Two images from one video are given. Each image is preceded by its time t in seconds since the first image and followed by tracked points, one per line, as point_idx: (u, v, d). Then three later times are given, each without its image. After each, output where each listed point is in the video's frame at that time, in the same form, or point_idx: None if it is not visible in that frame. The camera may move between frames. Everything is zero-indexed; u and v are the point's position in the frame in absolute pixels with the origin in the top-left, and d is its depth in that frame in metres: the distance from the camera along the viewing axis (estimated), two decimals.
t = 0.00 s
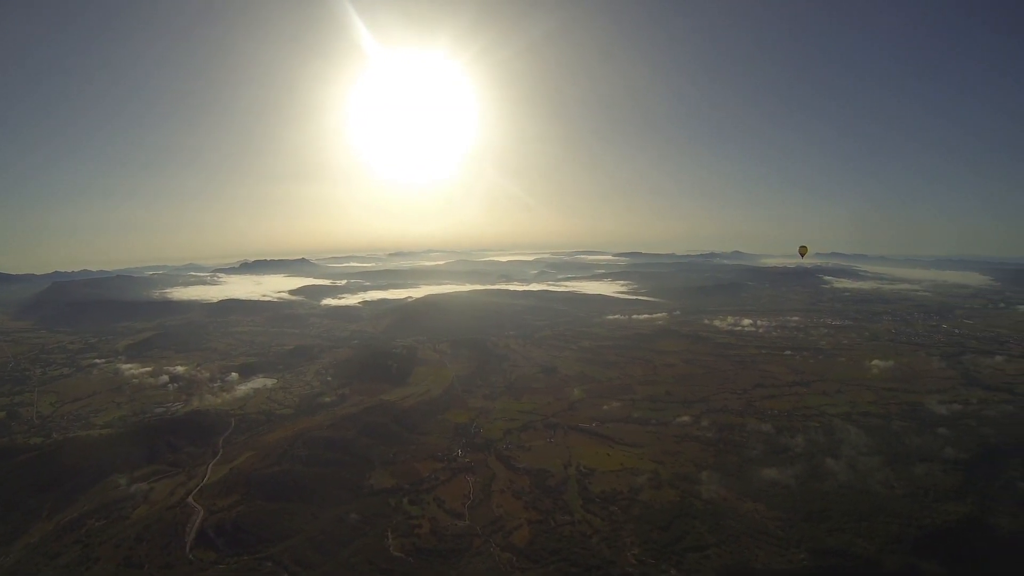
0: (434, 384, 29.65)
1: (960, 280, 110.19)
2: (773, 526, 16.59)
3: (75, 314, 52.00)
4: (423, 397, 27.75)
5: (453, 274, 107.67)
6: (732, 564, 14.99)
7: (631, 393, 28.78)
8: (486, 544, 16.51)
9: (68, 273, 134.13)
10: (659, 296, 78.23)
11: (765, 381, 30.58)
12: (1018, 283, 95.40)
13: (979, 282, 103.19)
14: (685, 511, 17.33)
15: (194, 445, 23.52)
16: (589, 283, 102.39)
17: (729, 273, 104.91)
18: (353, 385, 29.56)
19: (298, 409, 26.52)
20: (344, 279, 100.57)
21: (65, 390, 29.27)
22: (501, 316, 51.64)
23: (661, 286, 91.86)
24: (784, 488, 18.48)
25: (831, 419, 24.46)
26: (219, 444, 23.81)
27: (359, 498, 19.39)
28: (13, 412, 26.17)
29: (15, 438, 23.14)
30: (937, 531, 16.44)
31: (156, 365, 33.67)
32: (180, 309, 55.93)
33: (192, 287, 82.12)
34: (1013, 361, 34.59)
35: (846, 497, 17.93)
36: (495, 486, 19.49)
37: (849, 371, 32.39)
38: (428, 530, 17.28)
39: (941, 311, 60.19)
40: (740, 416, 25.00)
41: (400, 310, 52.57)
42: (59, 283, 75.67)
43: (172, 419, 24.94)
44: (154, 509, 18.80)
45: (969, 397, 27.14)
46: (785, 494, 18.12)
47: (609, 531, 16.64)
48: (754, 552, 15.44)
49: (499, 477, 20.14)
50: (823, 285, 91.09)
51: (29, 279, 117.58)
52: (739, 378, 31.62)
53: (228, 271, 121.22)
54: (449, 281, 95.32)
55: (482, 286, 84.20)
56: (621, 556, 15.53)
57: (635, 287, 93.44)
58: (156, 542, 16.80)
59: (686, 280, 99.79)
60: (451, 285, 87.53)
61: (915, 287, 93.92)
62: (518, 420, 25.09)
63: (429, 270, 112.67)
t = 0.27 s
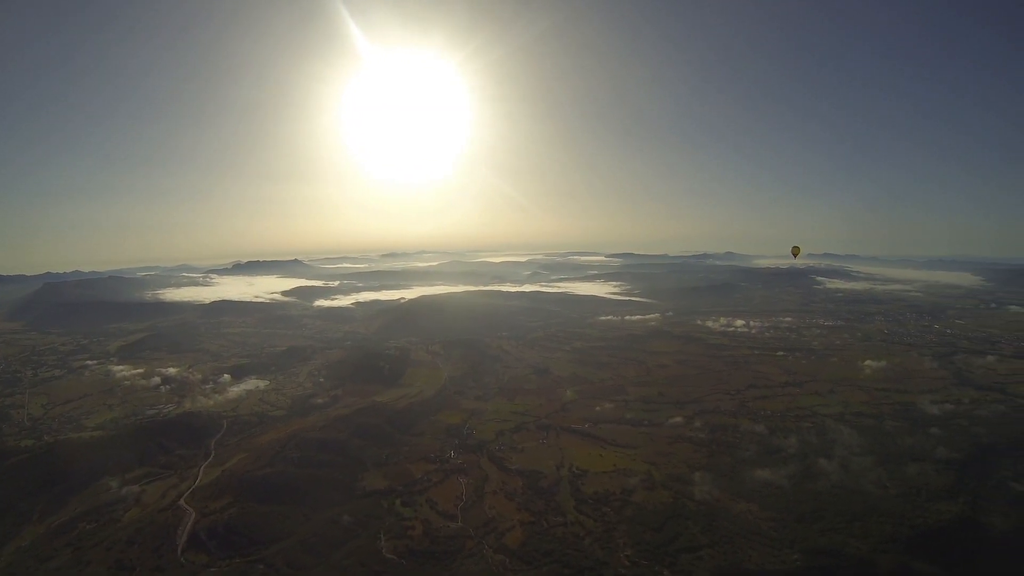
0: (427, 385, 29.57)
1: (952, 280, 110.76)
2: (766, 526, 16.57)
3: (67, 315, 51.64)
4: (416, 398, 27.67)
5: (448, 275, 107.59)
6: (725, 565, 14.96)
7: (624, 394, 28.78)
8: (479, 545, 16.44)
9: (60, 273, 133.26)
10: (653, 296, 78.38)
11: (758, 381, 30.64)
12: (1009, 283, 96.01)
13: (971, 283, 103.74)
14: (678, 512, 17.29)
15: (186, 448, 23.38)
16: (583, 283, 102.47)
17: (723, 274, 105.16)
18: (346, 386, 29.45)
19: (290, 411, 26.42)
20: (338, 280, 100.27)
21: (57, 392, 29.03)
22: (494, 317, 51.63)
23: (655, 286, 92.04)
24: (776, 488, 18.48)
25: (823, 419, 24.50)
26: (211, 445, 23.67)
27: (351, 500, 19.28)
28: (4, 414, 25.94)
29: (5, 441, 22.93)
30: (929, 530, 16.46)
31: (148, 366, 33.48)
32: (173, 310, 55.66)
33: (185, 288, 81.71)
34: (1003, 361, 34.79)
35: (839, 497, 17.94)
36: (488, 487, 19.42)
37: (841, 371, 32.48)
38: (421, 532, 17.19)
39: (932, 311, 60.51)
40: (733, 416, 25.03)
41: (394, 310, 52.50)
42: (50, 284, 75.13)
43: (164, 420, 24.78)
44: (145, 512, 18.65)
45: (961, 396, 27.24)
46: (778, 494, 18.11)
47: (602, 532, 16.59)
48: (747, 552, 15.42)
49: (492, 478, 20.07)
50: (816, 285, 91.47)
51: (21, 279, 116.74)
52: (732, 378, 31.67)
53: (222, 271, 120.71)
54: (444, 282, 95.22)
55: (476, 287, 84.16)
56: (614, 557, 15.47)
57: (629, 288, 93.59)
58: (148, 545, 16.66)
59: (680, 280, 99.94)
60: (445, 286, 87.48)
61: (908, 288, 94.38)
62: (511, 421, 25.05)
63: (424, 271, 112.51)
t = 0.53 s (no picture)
0: (423, 384, 29.51)
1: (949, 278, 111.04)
2: (763, 525, 16.56)
3: (63, 315, 51.44)
4: (413, 397, 27.61)
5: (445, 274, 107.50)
6: (722, 564, 14.95)
7: (621, 393, 28.76)
8: (475, 545, 16.40)
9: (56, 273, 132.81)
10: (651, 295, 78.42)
11: (754, 380, 30.65)
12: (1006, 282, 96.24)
13: (968, 281, 103.91)
14: (675, 511, 17.27)
15: (182, 448, 23.31)
16: (581, 282, 102.49)
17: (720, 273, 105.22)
18: (342, 386, 29.39)
19: (287, 410, 26.36)
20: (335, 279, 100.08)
21: (53, 393, 28.91)
22: (491, 316, 51.60)
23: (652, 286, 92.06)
24: (773, 487, 18.47)
25: (820, 417, 24.51)
26: (208, 446, 23.61)
27: (348, 500, 19.24)
28: None
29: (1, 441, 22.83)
30: (926, 528, 16.47)
31: (145, 366, 33.39)
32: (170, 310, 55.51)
33: (182, 288, 81.50)
34: (999, 359, 34.87)
35: (836, 496, 17.93)
36: (484, 487, 19.38)
37: (838, 369, 32.50)
38: (417, 531, 17.15)
39: (929, 310, 60.61)
40: (730, 415, 25.03)
41: (390, 309, 52.42)
42: (46, 285, 74.86)
43: (161, 421, 24.70)
44: (142, 513, 18.58)
45: (957, 394, 27.27)
46: (775, 493, 18.10)
47: (599, 532, 16.56)
48: (744, 551, 15.40)
49: (489, 477, 20.02)
50: (813, 284, 91.61)
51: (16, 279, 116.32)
52: (729, 376, 31.69)
53: (219, 271, 120.44)
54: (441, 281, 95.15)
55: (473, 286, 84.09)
56: (611, 557, 15.45)
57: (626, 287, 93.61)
58: (145, 545, 16.60)
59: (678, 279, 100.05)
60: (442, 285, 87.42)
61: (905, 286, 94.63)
62: (508, 420, 25.01)
63: (422, 270, 112.41)
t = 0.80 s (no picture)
0: (417, 383, 29.43)
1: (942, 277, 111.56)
2: (757, 523, 16.55)
3: (55, 316, 51.09)
4: (406, 396, 27.51)
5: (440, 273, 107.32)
6: (716, 562, 14.93)
7: (614, 391, 28.75)
8: (469, 544, 16.34)
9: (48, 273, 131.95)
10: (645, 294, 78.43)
11: (748, 378, 30.68)
12: (998, 280, 96.71)
13: (961, 280, 104.35)
14: (669, 509, 17.24)
15: (175, 449, 23.17)
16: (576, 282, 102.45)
17: (715, 271, 105.36)
18: (336, 385, 29.28)
19: (280, 410, 26.23)
20: (330, 279, 99.72)
21: (45, 394, 28.69)
22: (485, 315, 51.51)
23: (647, 284, 92.09)
24: (767, 485, 18.47)
25: (814, 416, 24.53)
26: (201, 446, 23.48)
27: (341, 500, 19.14)
28: None
29: None
30: (919, 526, 16.49)
31: (138, 366, 33.19)
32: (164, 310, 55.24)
33: (175, 288, 81.08)
34: (991, 356, 35.01)
35: (830, 494, 17.93)
36: (478, 486, 19.31)
37: (831, 368, 32.57)
38: (411, 531, 17.08)
39: (921, 308, 60.85)
40: (723, 413, 25.03)
41: (384, 308, 52.31)
42: (38, 285, 74.33)
43: (153, 422, 24.54)
44: (134, 514, 18.44)
45: (951, 392, 27.34)
46: (769, 491, 18.08)
47: (593, 531, 16.52)
48: (738, 550, 15.39)
49: (482, 477, 19.95)
50: (807, 283, 91.87)
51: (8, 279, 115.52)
52: (723, 375, 31.72)
53: (214, 271, 119.89)
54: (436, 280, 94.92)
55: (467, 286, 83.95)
56: (605, 556, 15.40)
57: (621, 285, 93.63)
58: (138, 547, 16.48)
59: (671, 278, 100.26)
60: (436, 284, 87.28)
61: (899, 284, 94.99)
62: (502, 419, 24.95)
63: (416, 269, 112.27)
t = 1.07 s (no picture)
0: (405, 383, 29.30)
1: (931, 276, 112.55)
2: (746, 521, 16.55)
3: (41, 317, 50.41)
4: (395, 396, 27.38)
5: (431, 273, 107.01)
6: (705, 561, 14.93)
7: (603, 391, 28.72)
8: (458, 545, 16.26)
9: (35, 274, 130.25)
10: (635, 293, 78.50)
11: (736, 377, 30.76)
12: (985, 279, 97.61)
13: (948, 279, 105.32)
14: (658, 509, 17.21)
15: (162, 451, 22.91)
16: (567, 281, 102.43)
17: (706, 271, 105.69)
18: (324, 386, 29.08)
19: (268, 411, 26.02)
20: (320, 279, 99.15)
21: (31, 396, 28.31)
22: (475, 315, 51.38)
23: (637, 283, 92.15)
24: (756, 484, 18.48)
25: (802, 414, 24.59)
26: (189, 448, 23.23)
27: (329, 501, 18.98)
28: None
29: None
30: (907, 523, 16.56)
31: (126, 367, 32.83)
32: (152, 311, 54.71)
33: (164, 288, 80.29)
34: (977, 354, 35.30)
35: (818, 492, 17.95)
36: (467, 486, 19.21)
37: (820, 366, 32.69)
38: (400, 532, 16.97)
39: (909, 307, 61.30)
40: (712, 412, 25.05)
41: (373, 308, 52.07)
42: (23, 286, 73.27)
43: (140, 423, 24.27)
44: (121, 517, 18.21)
45: (938, 390, 27.50)
46: (757, 490, 18.11)
47: (582, 531, 16.47)
48: (727, 549, 15.39)
49: (471, 477, 19.85)
50: (797, 282, 92.36)
51: None
52: (711, 374, 31.77)
53: (205, 271, 118.87)
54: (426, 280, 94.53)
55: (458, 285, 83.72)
56: (594, 556, 15.35)
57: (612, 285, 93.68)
58: (125, 550, 16.26)
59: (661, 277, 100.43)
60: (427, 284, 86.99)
61: (887, 283, 95.78)
62: (491, 419, 24.85)
63: (408, 269, 111.95)
